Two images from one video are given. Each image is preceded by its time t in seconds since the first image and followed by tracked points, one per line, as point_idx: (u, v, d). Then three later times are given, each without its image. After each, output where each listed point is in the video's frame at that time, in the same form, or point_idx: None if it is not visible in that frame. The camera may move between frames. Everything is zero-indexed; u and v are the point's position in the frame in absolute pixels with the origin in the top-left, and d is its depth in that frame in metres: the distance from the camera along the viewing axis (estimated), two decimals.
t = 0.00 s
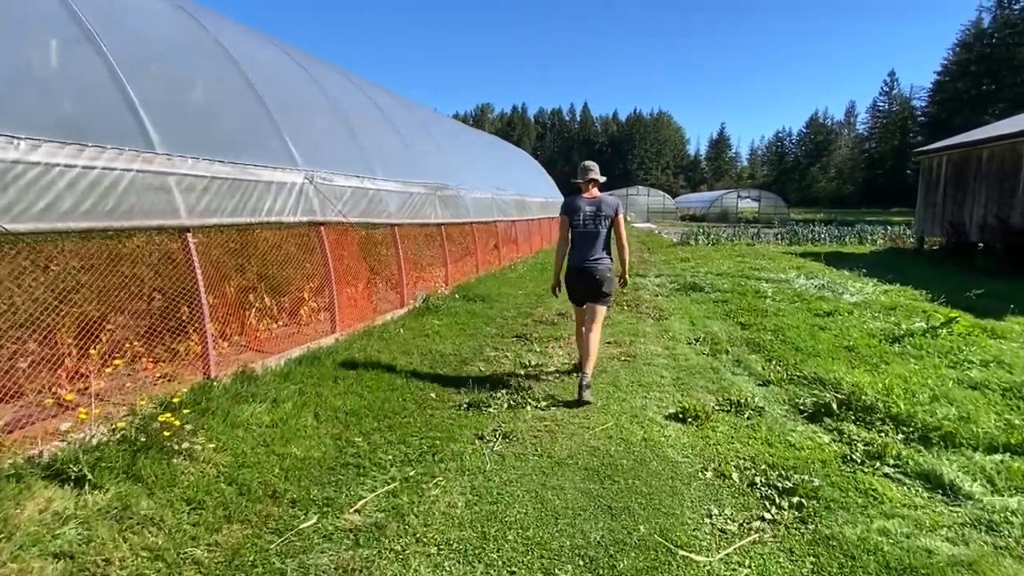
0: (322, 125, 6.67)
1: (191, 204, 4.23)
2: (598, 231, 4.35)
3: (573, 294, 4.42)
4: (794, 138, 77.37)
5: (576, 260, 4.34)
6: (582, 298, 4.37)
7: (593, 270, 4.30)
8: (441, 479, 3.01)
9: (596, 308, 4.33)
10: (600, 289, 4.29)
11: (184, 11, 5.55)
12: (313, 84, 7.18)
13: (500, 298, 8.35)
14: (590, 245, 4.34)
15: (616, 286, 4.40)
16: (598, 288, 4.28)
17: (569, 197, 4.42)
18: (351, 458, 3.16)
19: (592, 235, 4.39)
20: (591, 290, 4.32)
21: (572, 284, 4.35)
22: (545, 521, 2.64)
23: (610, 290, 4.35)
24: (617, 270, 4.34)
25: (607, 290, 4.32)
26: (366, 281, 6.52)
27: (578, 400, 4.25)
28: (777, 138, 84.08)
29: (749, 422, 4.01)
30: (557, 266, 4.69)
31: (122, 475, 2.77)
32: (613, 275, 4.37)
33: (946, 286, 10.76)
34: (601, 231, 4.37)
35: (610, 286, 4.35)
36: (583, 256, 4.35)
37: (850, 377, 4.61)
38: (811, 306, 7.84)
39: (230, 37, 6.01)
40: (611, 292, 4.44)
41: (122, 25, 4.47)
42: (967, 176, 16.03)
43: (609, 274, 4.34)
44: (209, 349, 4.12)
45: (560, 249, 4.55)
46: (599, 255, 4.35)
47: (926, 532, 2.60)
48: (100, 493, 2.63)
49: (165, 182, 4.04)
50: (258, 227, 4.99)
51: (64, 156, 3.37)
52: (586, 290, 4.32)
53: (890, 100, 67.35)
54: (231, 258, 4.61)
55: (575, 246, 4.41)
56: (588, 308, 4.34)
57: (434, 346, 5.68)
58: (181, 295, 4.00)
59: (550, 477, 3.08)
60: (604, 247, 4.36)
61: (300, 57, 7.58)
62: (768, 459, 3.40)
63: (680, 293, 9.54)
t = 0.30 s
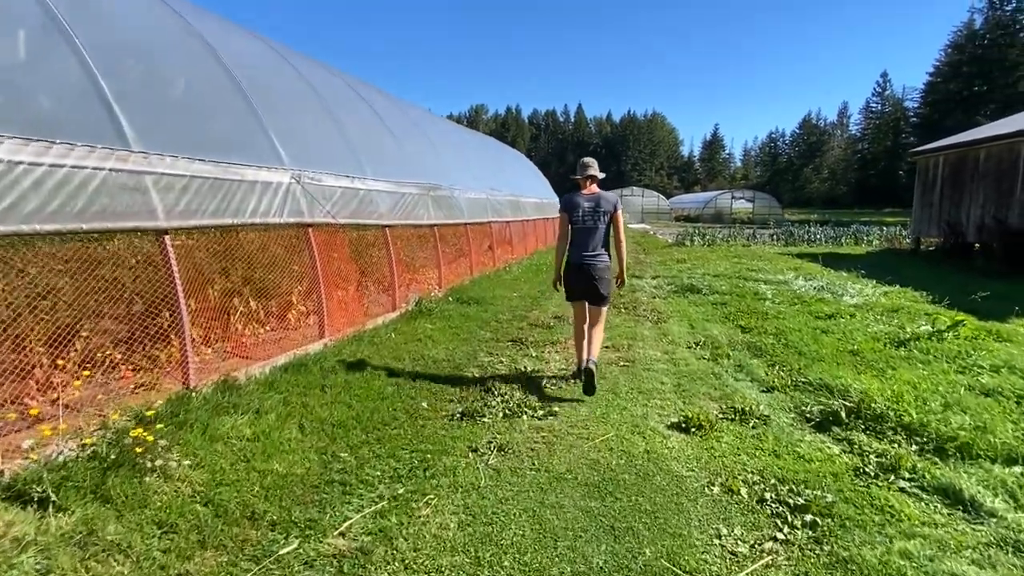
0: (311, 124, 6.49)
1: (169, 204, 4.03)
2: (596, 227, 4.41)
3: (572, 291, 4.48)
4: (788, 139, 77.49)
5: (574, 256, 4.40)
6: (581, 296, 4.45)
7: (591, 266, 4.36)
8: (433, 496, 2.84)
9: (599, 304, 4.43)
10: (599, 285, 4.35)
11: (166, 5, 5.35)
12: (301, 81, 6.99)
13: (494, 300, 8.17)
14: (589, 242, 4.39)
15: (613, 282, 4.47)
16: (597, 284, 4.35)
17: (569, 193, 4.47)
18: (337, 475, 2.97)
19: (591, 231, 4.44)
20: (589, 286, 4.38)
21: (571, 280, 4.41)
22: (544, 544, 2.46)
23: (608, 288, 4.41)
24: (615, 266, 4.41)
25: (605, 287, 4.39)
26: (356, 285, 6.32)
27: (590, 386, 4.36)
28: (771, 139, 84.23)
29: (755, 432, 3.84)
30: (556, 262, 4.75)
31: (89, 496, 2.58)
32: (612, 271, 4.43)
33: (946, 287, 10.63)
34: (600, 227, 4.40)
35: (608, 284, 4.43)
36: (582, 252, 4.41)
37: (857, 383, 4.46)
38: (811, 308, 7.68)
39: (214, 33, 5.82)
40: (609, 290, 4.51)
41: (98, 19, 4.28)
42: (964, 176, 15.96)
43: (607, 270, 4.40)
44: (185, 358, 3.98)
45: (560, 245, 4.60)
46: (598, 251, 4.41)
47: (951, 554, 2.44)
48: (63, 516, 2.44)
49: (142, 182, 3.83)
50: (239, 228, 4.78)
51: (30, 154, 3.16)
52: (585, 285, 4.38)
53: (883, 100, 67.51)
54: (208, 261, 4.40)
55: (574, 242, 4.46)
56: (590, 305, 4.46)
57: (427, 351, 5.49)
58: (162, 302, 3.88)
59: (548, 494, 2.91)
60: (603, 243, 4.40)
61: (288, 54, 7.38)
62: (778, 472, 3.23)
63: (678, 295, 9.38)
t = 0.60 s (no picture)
0: (299, 122, 6.29)
1: (144, 204, 3.82)
2: (594, 223, 4.44)
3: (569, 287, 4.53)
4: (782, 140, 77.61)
5: (572, 251, 4.44)
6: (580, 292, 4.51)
7: (589, 261, 4.41)
8: (424, 516, 2.65)
9: (599, 300, 4.52)
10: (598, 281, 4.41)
11: None
12: (289, 78, 6.79)
13: (488, 303, 7.99)
14: (587, 237, 4.43)
15: (612, 277, 4.52)
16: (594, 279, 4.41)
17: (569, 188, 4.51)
18: (320, 492, 2.77)
19: (589, 226, 4.48)
20: (587, 281, 4.44)
21: (570, 274, 4.46)
22: (543, 570, 2.28)
23: (606, 283, 4.47)
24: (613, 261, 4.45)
25: (604, 281, 4.44)
26: (346, 287, 6.12)
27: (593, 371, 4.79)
28: (765, 140, 84.31)
29: (761, 441, 3.66)
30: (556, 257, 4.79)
31: (49, 518, 2.37)
32: (610, 267, 4.48)
33: (947, 288, 10.50)
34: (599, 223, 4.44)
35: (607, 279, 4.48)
36: (580, 247, 4.45)
37: (865, 389, 4.29)
38: (813, 310, 7.53)
39: (198, 26, 5.61)
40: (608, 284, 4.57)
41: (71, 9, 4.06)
42: (961, 176, 15.89)
43: (606, 265, 4.45)
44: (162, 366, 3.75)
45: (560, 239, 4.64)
46: (597, 247, 4.45)
47: None
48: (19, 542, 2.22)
49: (114, 179, 3.63)
50: (220, 229, 4.56)
51: None
52: (583, 280, 4.44)
53: (877, 102, 67.67)
54: (184, 264, 4.18)
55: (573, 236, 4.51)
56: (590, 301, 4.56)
57: (419, 356, 5.30)
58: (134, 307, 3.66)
59: (547, 511, 2.72)
60: (603, 238, 4.45)
61: (276, 50, 7.18)
62: (790, 486, 3.05)
63: (676, 297, 9.22)
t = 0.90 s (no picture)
0: (286, 119, 6.08)
1: (117, 204, 3.61)
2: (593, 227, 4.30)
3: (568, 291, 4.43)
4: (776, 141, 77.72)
5: (571, 254, 4.32)
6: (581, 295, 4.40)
7: (588, 265, 4.28)
8: (412, 539, 2.46)
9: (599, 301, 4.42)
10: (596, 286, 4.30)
11: None
12: (277, 75, 6.59)
13: (482, 306, 7.79)
14: (585, 241, 4.31)
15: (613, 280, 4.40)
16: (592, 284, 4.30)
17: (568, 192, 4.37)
18: (301, 513, 2.58)
19: (588, 230, 4.34)
20: (586, 285, 4.33)
21: (567, 277, 4.35)
22: None
23: (606, 287, 4.35)
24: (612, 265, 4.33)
25: (604, 286, 4.32)
26: (336, 290, 5.92)
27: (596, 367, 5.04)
28: (758, 141, 84.36)
29: (769, 452, 3.48)
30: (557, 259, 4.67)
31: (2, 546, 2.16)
32: (610, 271, 4.36)
33: (948, 290, 10.38)
34: (601, 226, 4.31)
35: (607, 283, 4.36)
36: (579, 251, 4.32)
37: (875, 397, 4.12)
38: (814, 313, 7.36)
39: (181, 20, 5.40)
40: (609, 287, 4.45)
41: None
42: (959, 176, 15.78)
43: (606, 269, 4.33)
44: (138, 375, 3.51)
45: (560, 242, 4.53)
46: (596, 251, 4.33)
47: None
48: None
49: (84, 177, 3.42)
50: (199, 230, 4.35)
51: None
52: (581, 285, 4.32)
53: (870, 102, 67.86)
54: (160, 267, 3.96)
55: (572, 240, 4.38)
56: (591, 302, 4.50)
57: (410, 362, 5.11)
58: (108, 311, 3.44)
59: (545, 533, 2.54)
60: (603, 242, 4.32)
61: (264, 46, 6.97)
62: (802, 502, 2.87)
63: (674, 299, 9.05)
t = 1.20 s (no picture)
0: (273, 117, 5.87)
1: (86, 202, 3.39)
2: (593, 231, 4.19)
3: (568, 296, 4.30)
4: (770, 141, 77.81)
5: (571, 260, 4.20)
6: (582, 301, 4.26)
7: (587, 271, 4.16)
8: (399, 565, 2.27)
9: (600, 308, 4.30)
10: (596, 292, 4.17)
11: None
12: (265, 71, 6.38)
13: (477, 308, 7.60)
14: (585, 246, 4.19)
15: (614, 286, 4.28)
16: (592, 290, 4.18)
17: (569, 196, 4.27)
18: (280, 537, 2.39)
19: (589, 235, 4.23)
20: (586, 291, 4.20)
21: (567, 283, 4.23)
22: None
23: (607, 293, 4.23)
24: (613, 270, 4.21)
25: (604, 291, 4.20)
26: (325, 293, 5.72)
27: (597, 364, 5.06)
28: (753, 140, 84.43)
29: (778, 464, 3.30)
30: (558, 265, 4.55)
31: None
32: (611, 277, 4.23)
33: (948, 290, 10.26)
34: (602, 231, 4.19)
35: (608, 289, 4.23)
36: (580, 256, 4.20)
37: (886, 404, 3.95)
38: (816, 315, 7.20)
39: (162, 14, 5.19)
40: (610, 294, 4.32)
41: None
42: (956, 176, 15.69)
43: (606, 275, 4.20)
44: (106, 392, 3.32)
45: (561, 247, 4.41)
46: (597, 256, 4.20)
47: None
48: None
49: (50, 174, 3.20)
50: (178, 231, 4.13)
51: None
52: (580, 290, 4.19)
53: (863, 102, 67.96)
54: (135, 269, 3.75)
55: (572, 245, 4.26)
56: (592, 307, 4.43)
57: (401, 367, 4.92)
58: (78, 317, 3.27)
59: (543, 558, 2.35)
60: (605, 246, 4.21)
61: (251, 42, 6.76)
62: (817, 520, 2.69)
63: (671, 301, 8.88)
